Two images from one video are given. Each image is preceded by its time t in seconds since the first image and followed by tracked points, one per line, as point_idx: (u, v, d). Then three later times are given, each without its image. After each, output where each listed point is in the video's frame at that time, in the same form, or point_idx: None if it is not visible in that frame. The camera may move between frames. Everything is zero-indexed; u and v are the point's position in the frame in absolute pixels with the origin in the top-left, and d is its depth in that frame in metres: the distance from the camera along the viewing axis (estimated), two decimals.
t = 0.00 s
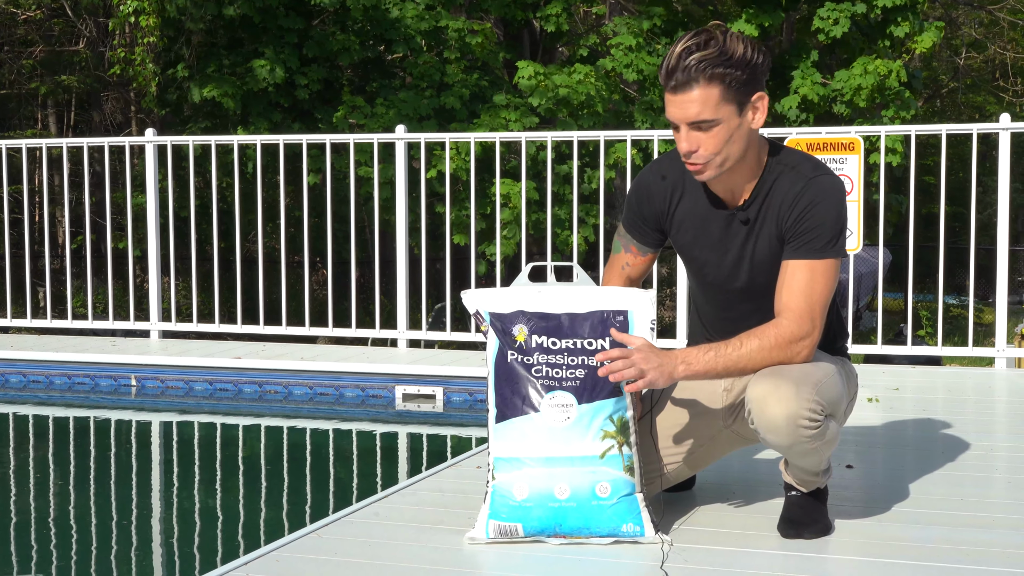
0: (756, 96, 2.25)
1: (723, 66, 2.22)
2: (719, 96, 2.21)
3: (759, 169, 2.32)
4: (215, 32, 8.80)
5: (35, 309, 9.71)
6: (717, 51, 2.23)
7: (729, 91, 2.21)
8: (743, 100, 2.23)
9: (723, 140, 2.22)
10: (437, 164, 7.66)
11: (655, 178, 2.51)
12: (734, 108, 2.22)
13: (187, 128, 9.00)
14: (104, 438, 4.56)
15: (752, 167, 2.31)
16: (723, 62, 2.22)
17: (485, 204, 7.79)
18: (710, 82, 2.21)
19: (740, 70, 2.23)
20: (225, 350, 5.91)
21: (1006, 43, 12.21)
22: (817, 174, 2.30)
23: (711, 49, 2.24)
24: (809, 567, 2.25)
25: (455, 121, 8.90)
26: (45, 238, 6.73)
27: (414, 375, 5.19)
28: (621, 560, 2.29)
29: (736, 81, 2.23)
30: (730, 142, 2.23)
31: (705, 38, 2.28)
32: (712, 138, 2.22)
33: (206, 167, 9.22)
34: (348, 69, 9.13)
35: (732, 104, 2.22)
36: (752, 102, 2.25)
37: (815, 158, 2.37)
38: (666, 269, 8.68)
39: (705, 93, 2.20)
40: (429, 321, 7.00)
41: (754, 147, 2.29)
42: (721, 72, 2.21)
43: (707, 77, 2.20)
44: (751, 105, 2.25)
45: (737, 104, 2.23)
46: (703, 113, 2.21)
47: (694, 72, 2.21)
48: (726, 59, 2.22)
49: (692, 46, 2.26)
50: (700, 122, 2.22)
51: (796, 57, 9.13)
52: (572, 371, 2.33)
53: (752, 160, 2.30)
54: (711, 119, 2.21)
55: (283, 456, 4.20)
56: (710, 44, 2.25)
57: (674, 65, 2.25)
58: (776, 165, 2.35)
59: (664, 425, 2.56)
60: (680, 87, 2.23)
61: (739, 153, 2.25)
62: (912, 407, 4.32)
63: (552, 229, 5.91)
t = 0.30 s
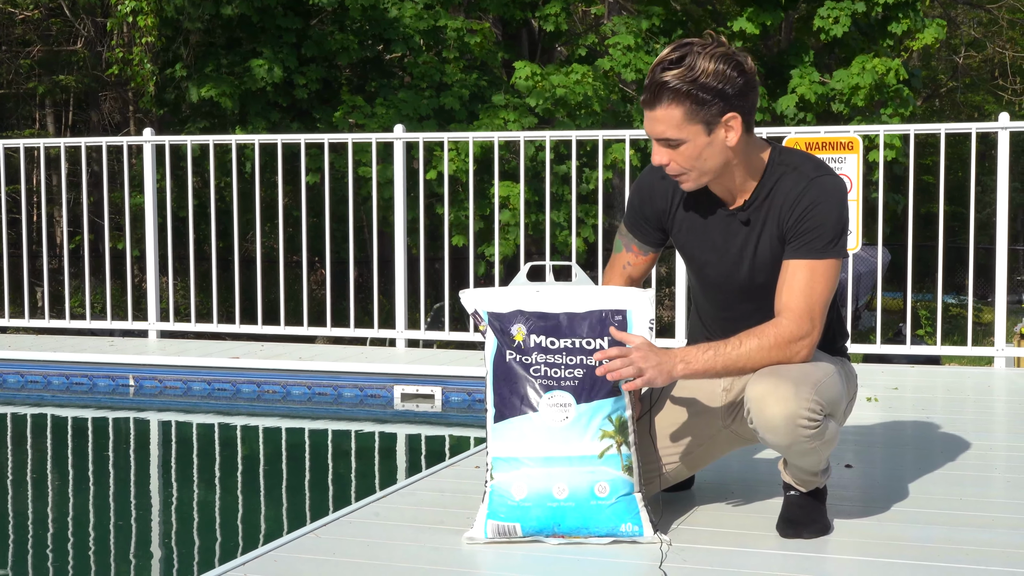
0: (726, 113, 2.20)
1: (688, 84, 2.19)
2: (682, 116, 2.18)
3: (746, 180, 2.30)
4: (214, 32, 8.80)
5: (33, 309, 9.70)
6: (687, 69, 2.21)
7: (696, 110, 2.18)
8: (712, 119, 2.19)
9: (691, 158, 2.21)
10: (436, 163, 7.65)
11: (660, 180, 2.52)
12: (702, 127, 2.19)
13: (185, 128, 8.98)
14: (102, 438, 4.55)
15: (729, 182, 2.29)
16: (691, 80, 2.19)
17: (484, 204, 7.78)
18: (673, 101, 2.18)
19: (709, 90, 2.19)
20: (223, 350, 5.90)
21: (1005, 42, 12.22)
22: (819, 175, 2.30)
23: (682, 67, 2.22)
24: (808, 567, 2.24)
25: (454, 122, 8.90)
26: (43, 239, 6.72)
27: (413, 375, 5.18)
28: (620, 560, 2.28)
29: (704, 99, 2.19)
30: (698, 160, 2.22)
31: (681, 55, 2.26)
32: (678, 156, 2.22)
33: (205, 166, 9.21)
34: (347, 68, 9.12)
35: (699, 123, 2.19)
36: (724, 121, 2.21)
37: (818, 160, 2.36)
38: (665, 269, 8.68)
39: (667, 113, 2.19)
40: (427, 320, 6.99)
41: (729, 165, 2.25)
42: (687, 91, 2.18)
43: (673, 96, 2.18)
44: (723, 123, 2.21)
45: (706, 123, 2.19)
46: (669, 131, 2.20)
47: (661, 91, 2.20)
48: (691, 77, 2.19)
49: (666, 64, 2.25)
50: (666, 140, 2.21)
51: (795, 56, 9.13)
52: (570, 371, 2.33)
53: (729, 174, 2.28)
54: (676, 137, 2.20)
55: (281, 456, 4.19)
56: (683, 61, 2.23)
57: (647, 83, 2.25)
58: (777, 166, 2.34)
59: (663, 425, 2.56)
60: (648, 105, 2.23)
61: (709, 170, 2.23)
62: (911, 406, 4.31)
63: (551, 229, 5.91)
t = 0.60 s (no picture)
0: (717, 118, 2.20)
1: (680, 91, 2.18)
2: (674, 122, 2.18)
3: (740, 182, 2.30)
4: (213, 32, 8.79)
5: (32, 310, 9.69)
6: (679, 74, 2.21)
7: (688, 116, 2.18)
8: (704, 124, 2.19)
9: (684, 163, 2.22)
10: (436, 164, 7.65)
11: (659, 181, 2.51)
12: (694, 132, 2.19)
13: (185, 129, 8.98)
14: (101, 438, 4.55)
15: (723, 186, 2.29)
16: (682, 86, 2.19)
17: (484, 205, 7.78)
18: (665, 107, 2.18)
19: (701, 95, 2.19)
20: (223, 350, 5.90)
21: (1005, 42, 12.22)
22: (817, 174, 2.29)
23: (674, 73, 2.21)
24: (807, 567, 2.24)
25: (454, 122, 8.91)
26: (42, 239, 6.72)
27: (412, 375, 5.17)
28: (619, 561, 2.28)
29: (696, 105, 2.18)
30: (690, 165, 2.22)
31: (673, 60, 2.25)
32: (671, 161, 2.22)
33: (204, 167, 9.20)
34: (346, 68, 9.10)
35: (691, 128, 2.18)
36: (716, 126, 2.20)
37: (817, 160, 2.35)
38: (665, 269, 8.69)
39: (660, 119, 2.18)
40: (426, 321, 6.98)
41: (722, 168, 2.25)
42: (679, 97, 2.18)
43: (665, 101, 2.18)
44: (715, 128, 2.20)
45: (698, 128, 2.19)
46: (662, 137, 2.19)
47: (653, 96, 2.19)
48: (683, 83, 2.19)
49: (658, 68, 2.24)
50: (658, 146, 2.21)
51: (795, 56, 9.11)
52: (568, 371, 2.32)
53: (722, 178, 2.27)
54: (669, 142, 2.19)
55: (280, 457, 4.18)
56: (675, 66, 2.22)
57: (639, 86, 2.25)
58: (774, 165, 2.33)
59: (661, 426, 2.55)
60: (641, 111, 2.22)
61: (702, 175, 2.23)
62: (911, 407, 4.31)
63: (549, 230, 5.91)
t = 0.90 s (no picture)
0: (720, 117, 2.20)
1: (683, 91, 2.18)
2: (677, 123, 2.18)
3: (740, 181, 2.30)
4: (212, 33, 8.81)
5: (31, 310, 9.69)
6: (681, 74, 2.21)
7: (691, 116, 2.18)
8: (707, 123, 2.19)
9: (687, 162, 2.22)
10: (436, 166, 7.67)
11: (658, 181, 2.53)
12: (696, 131, 2.19)
13: (185, 129, 8.98)
14: (100, 438, 4.55)
15: (723, 185, 2.30)
16: (684, 86, 2.19)
17: (483, 206, 7.79)
18: (668, 108, 2.18)
19: (703, 95, 2.19)
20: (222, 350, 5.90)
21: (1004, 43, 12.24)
22: (813, 175, 2.30)
23: (675, 73, 2.21)
24: (805, 567, 2.24)
25: (454, 123, 8.92)
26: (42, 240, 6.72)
27: (411, 376, 5.17)
28: (619, 561, 2.28)
29: (699, 105, 2.18)
30: (693, 165, 2.22)
31: (673, 60, 2.25)
32: (673, 162, 2.22)
33: (203, 168, 9.20)
34: (346, 69, 9.10)
35: (694, 128, 2.18)
36: (718, 125, 2.20)
37: (814, 159, 2.36)
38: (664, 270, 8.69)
39: (663, 121, 2.18)
40: (425, 322, 6.98)
41: (724, 168, 2.25)
42: (681, 97, 2.17)
43: (667, 102, 2.18)
44: (717, 127, 2.20)
45: (701, 128, 2.19)
46: (664, 138, 2.19)
47: (654, 97, 2.19)
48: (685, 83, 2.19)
49: (658, 69, 2.24)
50: (660, 147, 2.21)
51: (794, 56, 9.10)
52: (568, 371, 2.33)
53: (724, 178, 2.28)
54: (671, 143, 2.20)
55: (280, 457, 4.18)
56: (677, 67, 2.23)
57: (640, 88, 2.25)
58: (771, 165, 2.33)
59: (661, 426, 2.55)
60: (642, 112, 2.22)
61: (704, 174, 2.24)
62: (909, 408, 4.31)
63: (548, 230, 5.91)
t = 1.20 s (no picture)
0: (713, 109, 2.22)
1: (676, 83, 2.21)
2: (670, 114, 2.20)
3: (734, 176, 2.31)
4: (213, 34, 8.83)
5: (30, 310, 9.68)
6: (675, 66, 2.23)
7: (683, 108, 2.20)
8: (700, 115, 2.21)
9: (680, 154, 2.24)
10: (436, 167, 7.68)
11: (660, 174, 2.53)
12: (689, 123, 2.21)
13: (186, 130, 8.99)
14: (100, 439, 4.55)
15: (716, 179, 2.31)
16: (677, 78, 2.21)
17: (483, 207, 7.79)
18: (661, 99, 2.21)
19: (696, 86, 2.21)
20: (221, 351, 5.91)
21: (1003, 43, 12.25)
22: (807, 175, 2.29)
23: (669, 65, 2.24)
24: (805, 567, 2.25)
25: (454, 124, 8.93)
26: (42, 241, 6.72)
27: (411, 376, 5.17)
28: (618, 561, 2.29)
29: (691, 97, 2.20)
30: (686, 157, 2.24)
31: (668, 53, 2.28)
32: (667, 153, 2.24)
33: (204, 168, 9.20)
34: (346, 70, 9.11)
35: (686, 119, 2.20)
36: (711, 118, 2.22)
37: (811, 159, 2.35)
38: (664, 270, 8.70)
39: (655, 112, 2.21)
40: (425, 322, 6.98)
41: (718, 161, 2.27)
42: (673, 88, 2.20)
43: (660, 94, 2.21)
44: (710, 119, 2.22)
45: (694, 120, 2.21)
46: (657, 128, 2.21)
47: (648, 89, 2.22)
48: (678, 74, 2.21)
49: (653, 62, 2.27)
50: (654, 138, 2.23)
51: (794, 56, 9.09)
52: (568, 372, 2.34)
53: (719, 171, 2.29)
54: (665, 134, 2.21)
55: (279, 457, 4.19)
56: (671, 59, 2.25)
57: (636, 82, 2.28)
58: (767, 163, 2.33)
59: (660, 425, 2.56)
60: (637, 104, 2.25)
61: (697, 167, 2.25)
62: (909, 408, 4.32)
63: (548, 230, 5.92)
